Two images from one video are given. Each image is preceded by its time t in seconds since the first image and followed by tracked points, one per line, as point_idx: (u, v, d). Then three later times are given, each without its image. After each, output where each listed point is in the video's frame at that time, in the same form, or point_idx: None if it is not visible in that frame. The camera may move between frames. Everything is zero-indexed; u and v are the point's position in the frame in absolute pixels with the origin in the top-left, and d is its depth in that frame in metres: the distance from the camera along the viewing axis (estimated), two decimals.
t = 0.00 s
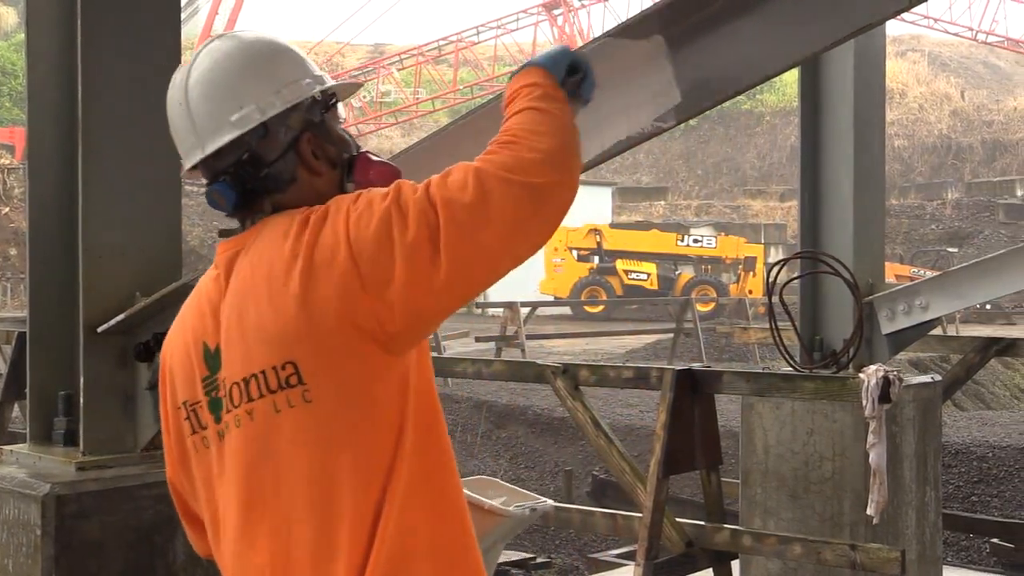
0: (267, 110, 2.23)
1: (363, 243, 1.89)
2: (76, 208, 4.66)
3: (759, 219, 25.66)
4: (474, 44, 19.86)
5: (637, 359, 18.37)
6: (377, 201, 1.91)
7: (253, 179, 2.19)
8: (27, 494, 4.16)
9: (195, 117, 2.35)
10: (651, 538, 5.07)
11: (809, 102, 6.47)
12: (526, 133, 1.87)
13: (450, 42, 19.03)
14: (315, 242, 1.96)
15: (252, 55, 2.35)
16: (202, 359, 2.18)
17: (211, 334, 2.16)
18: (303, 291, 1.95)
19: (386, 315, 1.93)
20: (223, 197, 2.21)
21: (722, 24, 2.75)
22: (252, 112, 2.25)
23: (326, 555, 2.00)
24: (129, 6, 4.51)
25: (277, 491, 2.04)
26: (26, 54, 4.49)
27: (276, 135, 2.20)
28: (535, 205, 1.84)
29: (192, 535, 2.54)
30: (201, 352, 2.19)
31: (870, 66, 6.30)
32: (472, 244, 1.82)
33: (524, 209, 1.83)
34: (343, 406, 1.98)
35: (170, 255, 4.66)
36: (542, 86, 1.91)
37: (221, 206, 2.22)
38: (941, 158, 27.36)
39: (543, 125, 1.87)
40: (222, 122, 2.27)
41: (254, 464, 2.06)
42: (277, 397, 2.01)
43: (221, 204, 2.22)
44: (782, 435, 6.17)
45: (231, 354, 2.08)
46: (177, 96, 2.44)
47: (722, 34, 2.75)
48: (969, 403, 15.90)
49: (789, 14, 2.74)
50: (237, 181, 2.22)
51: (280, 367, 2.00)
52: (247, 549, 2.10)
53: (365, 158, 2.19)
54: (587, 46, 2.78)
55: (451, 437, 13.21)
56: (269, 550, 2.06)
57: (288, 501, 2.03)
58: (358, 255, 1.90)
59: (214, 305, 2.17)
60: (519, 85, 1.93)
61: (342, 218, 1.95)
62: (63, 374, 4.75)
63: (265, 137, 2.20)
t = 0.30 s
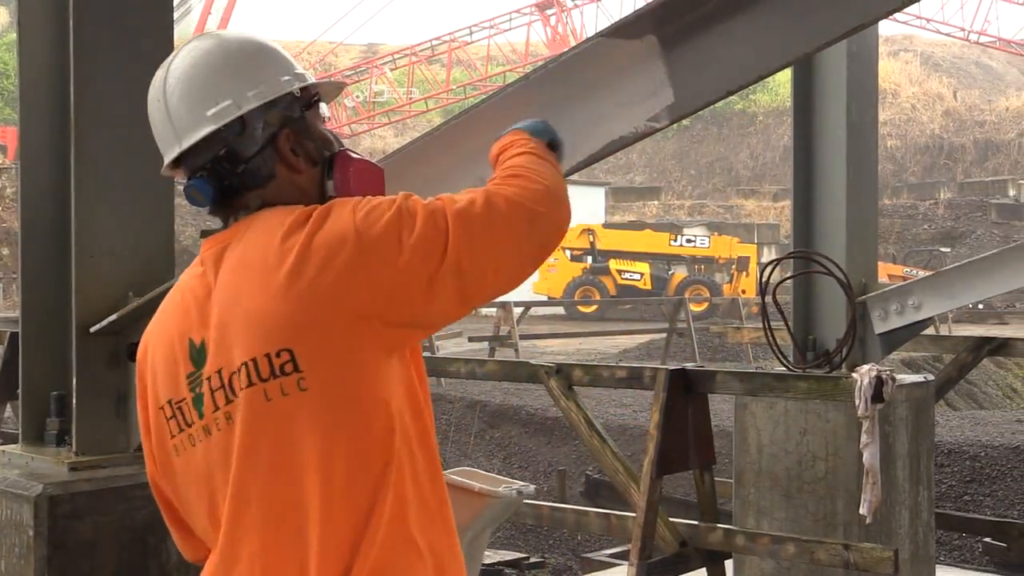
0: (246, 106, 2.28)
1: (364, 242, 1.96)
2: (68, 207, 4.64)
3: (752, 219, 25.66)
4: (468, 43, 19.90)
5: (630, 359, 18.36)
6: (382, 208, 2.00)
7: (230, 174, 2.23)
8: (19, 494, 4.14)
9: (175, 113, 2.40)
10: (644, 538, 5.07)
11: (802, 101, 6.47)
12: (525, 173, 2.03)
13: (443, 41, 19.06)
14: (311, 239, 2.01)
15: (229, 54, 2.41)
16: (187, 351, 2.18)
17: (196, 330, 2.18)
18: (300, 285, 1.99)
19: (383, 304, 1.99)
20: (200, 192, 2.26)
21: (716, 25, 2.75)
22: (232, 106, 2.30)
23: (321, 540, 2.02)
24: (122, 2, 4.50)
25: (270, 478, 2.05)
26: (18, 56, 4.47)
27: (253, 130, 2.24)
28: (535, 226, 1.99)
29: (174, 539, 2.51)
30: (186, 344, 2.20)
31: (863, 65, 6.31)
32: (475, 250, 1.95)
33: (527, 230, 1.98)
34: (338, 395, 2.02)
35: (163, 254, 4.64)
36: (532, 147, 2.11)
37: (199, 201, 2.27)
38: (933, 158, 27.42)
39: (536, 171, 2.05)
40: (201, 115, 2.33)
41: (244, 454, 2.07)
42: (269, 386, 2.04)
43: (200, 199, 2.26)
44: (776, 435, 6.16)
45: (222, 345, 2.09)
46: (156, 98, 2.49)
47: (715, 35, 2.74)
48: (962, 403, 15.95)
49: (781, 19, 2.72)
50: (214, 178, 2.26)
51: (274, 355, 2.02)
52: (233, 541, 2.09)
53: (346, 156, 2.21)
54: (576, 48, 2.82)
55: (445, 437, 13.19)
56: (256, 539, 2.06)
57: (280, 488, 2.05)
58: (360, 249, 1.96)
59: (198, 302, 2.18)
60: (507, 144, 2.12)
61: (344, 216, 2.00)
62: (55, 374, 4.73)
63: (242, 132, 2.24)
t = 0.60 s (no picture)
0: (251, 106, 2.29)
1: (348, 255, 1.95)
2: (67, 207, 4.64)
3: (752, 219, 25.67)
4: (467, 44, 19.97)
5: (630, 359, 18.35)
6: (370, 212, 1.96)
7: (234, 175, 2.23)
8: (19, 494, 4.13)
9: (183, 113, 2.41)
10: (644, 538, 5.08)
11: (801, 100, 6.47)
12: (516, 164, 1.86)
13: (443, 41, 19.11)
14: (302, 248, 2.02)
15: (234, 55, 2.42)
16: (189, 358, 2.23)
17: (196, 333, 2.21)
18: (289, 296, 2.01)
19: (368, 316, 1.99)
20: (204, 193, 2.26)
21: (716, 25, 2.71)
22: (237, 107, 2.30)
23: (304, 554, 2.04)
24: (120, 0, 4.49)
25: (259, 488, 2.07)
26: (18, 56, 4.48)
27: (257, 132, 2.25)
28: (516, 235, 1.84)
29: (178, 528, 2.58)
30: (187, 350, 2.23)
31: (863, 64, 6.30)
32: (450, 265, 1.86)
33: (499, 242, 1.84)
34: (325, 407, 2.03)
35: (162, 254, 4.64)
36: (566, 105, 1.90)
37: (203, 202, 2.27)
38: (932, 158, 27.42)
39: (538, 152, 1.86)
40: (208, 115, 2.34)
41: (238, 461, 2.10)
42: (259, 397, 2.06)
43: (204, 200, 2.27)
44: (776, 435, 6.16)
45: (219, 352, 2.13)
46: (162, 99, 2.50)
47: (716, 35, 2.72)
48: (962, 403, 15.98)
49: (780, 18, 2.71)
50: (219, 179, 2.26)
51: (264, 366, 2.04)
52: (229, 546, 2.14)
53: (348, 157, 2.20)
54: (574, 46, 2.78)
55: (445, 437, 13.19)
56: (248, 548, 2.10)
57: (266, 499, 2.07)
58: (344, 261, 1.96)
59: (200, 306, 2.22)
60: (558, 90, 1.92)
61: (332, 224, 2.00)
62: (56, 374, 4.73)
63: (246, 134, 2.25)
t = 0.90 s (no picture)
0: (260, 104, 2.31)
1: (344, 259, 1.97)
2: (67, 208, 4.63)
3: (752, 218, 25.66)
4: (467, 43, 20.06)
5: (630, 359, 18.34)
6: (364, 217, 1.98)
7: (244, 170, 2.22)
8: (19, 494, 4.13)
9: (185, 107, 2.40)
10: (644, 538, 5.08)
11: (801, 101, 6.47)
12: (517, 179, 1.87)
13: (443, 41, 19.14)
14: (294, 248, 2.04)
15: (236, 57, 2.43)
16: (179, 359, 2.24)
17: (187, 334, 2.22)
18: (283, 295, 2.02)
19: (362, 319, 2.01)
20: (215, 185, 2.24)
21: (715, 24, 2.73)
22: (246, 107, 2.31)
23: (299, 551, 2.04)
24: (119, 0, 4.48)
25: (249, 486, 2.08)
26: (18, 56, 4.47)
27: (268, 128, 2.25)
28: (516, 244, 1.86)
29: (169, 530, 2.57)
30: (177, 353, 2.24)
31: (863, 64, 6.30)
32: (450, 272, 1.88)
33: (503, 251, 1.86)
34: (319, 404, 2.05)
35: (163, 254, 4.64)
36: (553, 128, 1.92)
37: (213, 196, 2.25)
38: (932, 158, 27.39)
39: (535, 169, 1.89)
40: (216, 112, 2.34)
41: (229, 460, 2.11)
42: (251, 395, 2.07)
43: (214, 194, 2.25)
44: (776, 435, 6.16)
45: (211, 353, 2.14)
46: (160, 100, 2.49)
47: (716, 35, 2.74)
48: (961, 403, 15.97)
49: (779, 19, 2.70)
50: (230, 173, 2.25)
51: (257, 366, 2.06)
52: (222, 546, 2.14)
53: (347, 164, 2.29)
54: (575, 47, 2.83)
55: (445, 437, 13.20)
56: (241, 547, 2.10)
57: (258, 498, 2.07)
58: (336, 264, 1.97)
59: (191, 306, 2.23)
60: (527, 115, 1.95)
61: (324, 229, 2.02)
62: (56, 374, 4.73)
63: (257, 130, 2.25)
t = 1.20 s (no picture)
0: (231, 111, 2.28)
1: (349, 250, 2.02)
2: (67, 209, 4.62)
3: (752, 218, 25.64)
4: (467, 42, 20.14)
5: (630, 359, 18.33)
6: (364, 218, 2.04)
7: (217, 175, 2.22)
8: (19, 494, 4.11)
9: (154, 113, 2.35)
10: (643, 538, 5.08)
11: (801, 100, 6.46)
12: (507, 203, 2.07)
13: (443, 41, 19.17)
14: (290, 235, 2.06)
15: (201, 66, 2.40)
16: (159, 359, 2.18)
17: (163, 336, 2.17)
18: (283, 281, 2.04)
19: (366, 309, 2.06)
20: (189, 189, 2.21)
21: (716, 24, 2.72)
22: (216, 114, 2.29)
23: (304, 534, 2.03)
24: None
25: (246, 474, 2.05)
26: (19, 56, 4.41)
27: (239, 133, 2.25)
28: (517, 243, 2.05)
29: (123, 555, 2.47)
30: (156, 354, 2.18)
31: (863, 64, 6.29)
32: (465, 266, 2.02)
33: (509, 246, 2.03)
34: (319, 388, 2.06)
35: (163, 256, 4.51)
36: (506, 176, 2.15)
37: (188, 199, 2.22)
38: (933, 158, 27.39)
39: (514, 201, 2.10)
40: (186, 118, 2.30)
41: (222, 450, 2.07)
42: (246, 382, 2.05)
43: (188, 198, 2.22)
44: (776, 435, 6.15)
45: (198, 346, 2.10)
46: (128, 105, 2.44)
47: (716, 34, 2.72)
48: (961, 403, 15.98)
49: (781, 18, 2.68)
50: (204, 178, 2.23)
51: (257, 352, 2.05)
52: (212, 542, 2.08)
53: (315, 171, 2.30)
54: (575, 48, 2.85)
55: (445, 437, 13.20)
56: (236, 538, 2.05)
57: (256, 484, 2.05)
58: (340, 250, 2.02)
59: (166, 307, 2.18)
60: (478, 172, 2.14)
61: (323, 222, 2.06)
62: (57, 375, 4.71)
63: (230, 134, 2.25)
